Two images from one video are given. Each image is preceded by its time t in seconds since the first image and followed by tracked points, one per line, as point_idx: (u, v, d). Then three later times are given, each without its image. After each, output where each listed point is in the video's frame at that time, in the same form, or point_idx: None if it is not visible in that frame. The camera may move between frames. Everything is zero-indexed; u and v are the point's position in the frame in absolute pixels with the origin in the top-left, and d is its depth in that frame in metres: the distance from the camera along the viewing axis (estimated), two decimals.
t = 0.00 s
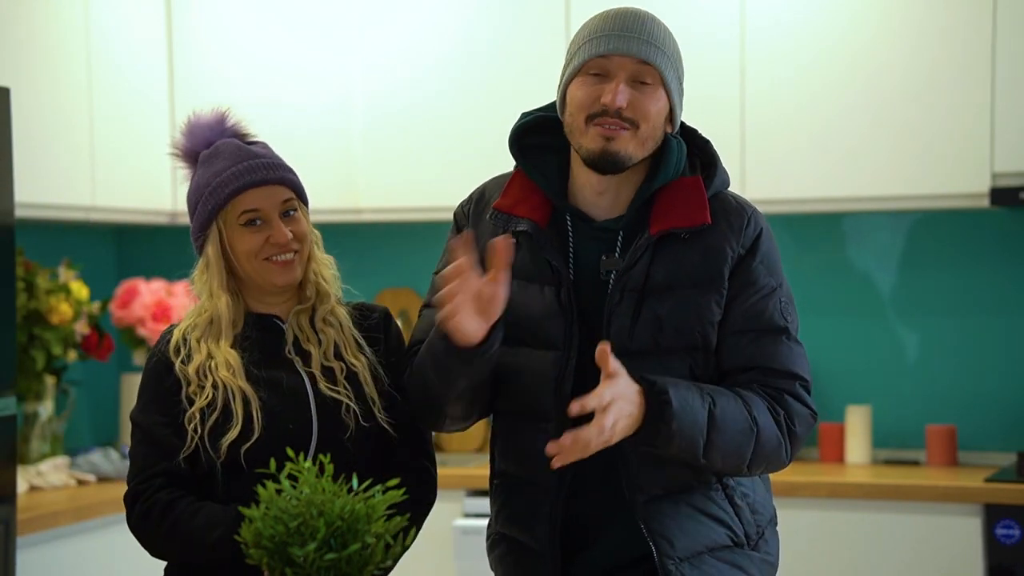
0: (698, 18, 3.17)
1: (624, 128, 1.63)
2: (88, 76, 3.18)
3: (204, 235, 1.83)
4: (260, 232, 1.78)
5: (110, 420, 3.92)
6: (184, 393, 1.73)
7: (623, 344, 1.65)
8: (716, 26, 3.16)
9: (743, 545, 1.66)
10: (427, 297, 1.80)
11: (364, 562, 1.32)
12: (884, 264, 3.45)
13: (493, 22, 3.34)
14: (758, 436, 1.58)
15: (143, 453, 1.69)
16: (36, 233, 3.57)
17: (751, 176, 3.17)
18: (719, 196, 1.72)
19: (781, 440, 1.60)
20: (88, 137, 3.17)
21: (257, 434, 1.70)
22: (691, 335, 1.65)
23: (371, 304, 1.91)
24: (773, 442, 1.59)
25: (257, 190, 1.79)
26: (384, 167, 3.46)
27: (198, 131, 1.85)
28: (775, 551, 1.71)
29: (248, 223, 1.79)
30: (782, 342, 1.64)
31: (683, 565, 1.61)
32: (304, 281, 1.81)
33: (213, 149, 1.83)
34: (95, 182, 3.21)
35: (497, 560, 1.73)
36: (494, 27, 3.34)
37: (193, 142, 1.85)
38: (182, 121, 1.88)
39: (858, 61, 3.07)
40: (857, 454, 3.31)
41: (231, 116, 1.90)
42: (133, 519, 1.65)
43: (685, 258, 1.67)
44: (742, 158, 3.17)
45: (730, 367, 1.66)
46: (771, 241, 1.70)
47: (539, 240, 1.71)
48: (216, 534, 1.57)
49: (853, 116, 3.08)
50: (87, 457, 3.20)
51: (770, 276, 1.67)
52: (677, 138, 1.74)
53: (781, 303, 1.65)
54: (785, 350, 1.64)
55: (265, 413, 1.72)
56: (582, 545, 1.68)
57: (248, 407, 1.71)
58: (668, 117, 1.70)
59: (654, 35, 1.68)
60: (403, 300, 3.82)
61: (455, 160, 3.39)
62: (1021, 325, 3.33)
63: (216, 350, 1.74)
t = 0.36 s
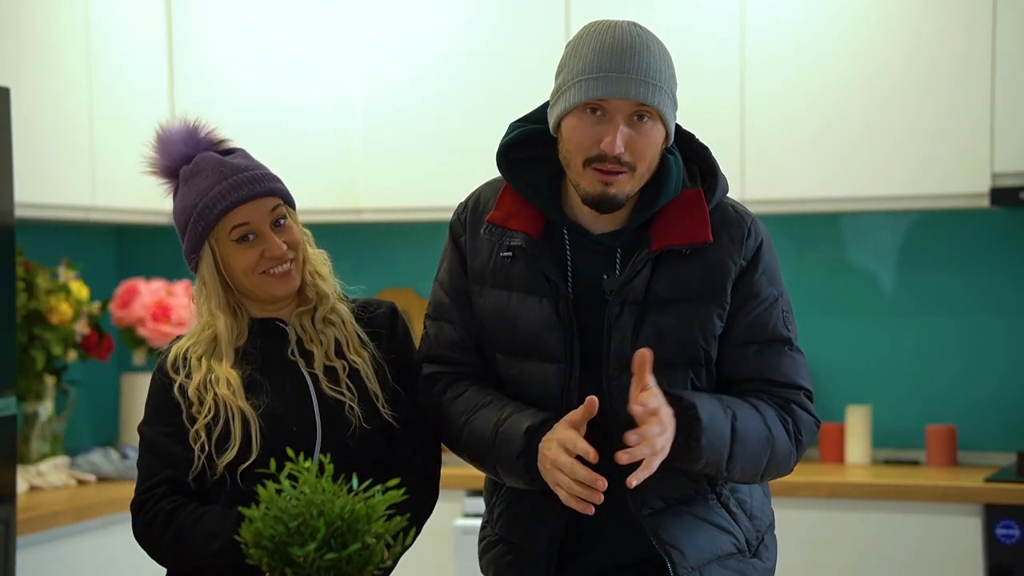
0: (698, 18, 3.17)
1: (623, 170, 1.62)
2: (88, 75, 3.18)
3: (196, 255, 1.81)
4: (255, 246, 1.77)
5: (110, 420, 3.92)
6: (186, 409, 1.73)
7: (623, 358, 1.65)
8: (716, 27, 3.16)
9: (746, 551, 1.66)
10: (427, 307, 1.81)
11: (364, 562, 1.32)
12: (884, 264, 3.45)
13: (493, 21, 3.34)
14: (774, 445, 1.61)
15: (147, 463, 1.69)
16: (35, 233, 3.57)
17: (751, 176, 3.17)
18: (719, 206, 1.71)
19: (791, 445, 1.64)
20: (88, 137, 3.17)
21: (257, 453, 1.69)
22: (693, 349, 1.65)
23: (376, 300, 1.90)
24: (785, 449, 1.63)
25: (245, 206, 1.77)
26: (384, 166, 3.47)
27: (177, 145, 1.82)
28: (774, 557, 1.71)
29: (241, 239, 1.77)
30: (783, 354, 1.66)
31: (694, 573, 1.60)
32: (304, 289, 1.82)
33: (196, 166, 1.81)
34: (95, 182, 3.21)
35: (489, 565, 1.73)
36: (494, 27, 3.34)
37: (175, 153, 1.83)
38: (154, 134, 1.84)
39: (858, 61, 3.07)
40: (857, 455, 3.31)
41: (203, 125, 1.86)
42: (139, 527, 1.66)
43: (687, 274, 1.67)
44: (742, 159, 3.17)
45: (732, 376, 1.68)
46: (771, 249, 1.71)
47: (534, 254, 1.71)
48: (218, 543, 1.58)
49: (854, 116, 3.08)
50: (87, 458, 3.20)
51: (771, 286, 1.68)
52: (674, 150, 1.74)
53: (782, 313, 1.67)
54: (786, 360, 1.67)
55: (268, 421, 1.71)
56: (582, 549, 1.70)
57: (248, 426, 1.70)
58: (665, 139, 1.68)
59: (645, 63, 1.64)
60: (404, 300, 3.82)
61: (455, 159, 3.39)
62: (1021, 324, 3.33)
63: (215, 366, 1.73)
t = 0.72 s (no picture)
0: (699, 17, 3.17)
1: (601, 172, 1.60)
2: (88, 76, 3.18)
3: (203, 253, 1.82)
4: (261, 243, 1.77)
5: (110, 420, 3.92)
6: (185, 408, 1.73)
7: (614, 361, 1.66)
8: (716, 27, 3.16)
9: (741, 551, 1.67)
10: (425, 306, 1.81)
11: (364, 562, 1.32)
12: (884, 264, 3.44)
13: (493, 21, 3.33)
14: (745, 459, 1.61)
15: (148, 460, 1.70)
16: (35, 233, 3.57)
17: (751, 176, 3.17)
18: (716, 209, 1.70)
19: (769, 455, 1.63)
20: (88, 137, 3.17)
21: (259, 454, 1.69)
22: (682, 353, 1.66)
23: (377, 303, 1.91)
24: (762, 461, 1.62)
25: (252, 204, 1.78)
26: (385, 166, 3.47)
27: (182, 145, 1.82)
28: (771, 557, 1.72)
29: (247, 237, 1.78)
30: (773, 361, 1.66)
31: (687, 571, 1.61)
32: (308, 287, 1.82)
33: (202, 163, 1.81)
34: (95, 182, 3.21)
35: (485, 562, 1.75)
36: (494, 27, 3.34)
37: (180, 151, 1.83)
38: (159, 132, 1.84)
39: (858, 61, 3.06)
40: (857, 454, 3.31)
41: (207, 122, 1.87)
42: (139, 525, 1.66)
43: (680, 277, 1.67)
44: (742, 159, 3.17)
45: (721, 382, 1.68)
46: (766, 252, 1.70)
47: (530, 255, 1.70)
48: (217, 541, 1.58)
49: (853, 116, 3.08)
50: (87, 458, 3.20)
51: (763, 292, 1.67)
52: (672, 152, 1.71)
53: (774, 319, 1.67)
54: (776, 368, 1.66)
55: (271, 422, 1.72)
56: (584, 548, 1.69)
57: (251, 427, 1.70)
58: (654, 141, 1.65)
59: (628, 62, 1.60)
60: (405, 299, 3.83)
61: (456, 159, 3.39)
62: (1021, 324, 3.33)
63: (219, 366, 1.73)
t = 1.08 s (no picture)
0: (699, 17, 3.17)
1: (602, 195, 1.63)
2: (88, 75, 3.18)
3: (207, 231, 1.86)
4: (254, 236, 1.80)
5: (110, 420, 3.92)
6: (186, 396, 1.76)
7: (611, 360, 1.63)
8: (716, 27, 3.16)
9: (747, 553, 1.64)
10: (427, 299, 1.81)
11: (364, 562, 1.32)
12: (883, 264, 3.45)
13: (493, 21, 3.33)
14: (752, 430, 1.54)
15: (148, 457, 1.70)
16: (35, 233, 3.57)
17: (751, 175, 3.17)
18: (710, 203, 1.66)
19: (783, 434, 1.56)
20: (88, 138, 3.17)
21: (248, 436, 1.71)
22: (682, 348, 1.61)
23: (382, 308, 1.93)
24: (772, 437, 1.55)
25: (254, 196, 1.81)
26: (385, 165, 3.46)
27: (224, 130, 1.89)
28: (777, 559, 1.69)
29: (242, 225, 1.81)
30: (780, 346, 1.58)
31: (691, 572, 1.59)
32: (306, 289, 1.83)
33: (231, 143, 1.86)
34: (95, 183, 3.21)
35: (489, 563, 1.73)
36: (494, 27, 3.34)
37: (224, 135, 1.90)
38: (217, 115, 1.93)
39: (858, 61, 3.06)
40: (857, 454, 3.31)
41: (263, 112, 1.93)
42: (139, 523, 1.66)
43: (674, 272, 1.62)
44: (742, 159, 3.17)
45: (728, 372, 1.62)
46: (765, 240, 1.64)
47: (525, 253, 1.69)
48: (219, 538, 1.58)
49: (854, 116, 3.08)
50: (87, 457, 3.19)
51: (764, 280, 1.61)
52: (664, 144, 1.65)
53: (778, 305, 1.60)
54: (785, 354, 1.58)
55: (259, 414, 1.73)
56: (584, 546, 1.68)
57: (243, 409, 1.72)
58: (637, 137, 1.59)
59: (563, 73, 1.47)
60: (404, 299, 3.81)
61: (456, 159, 3.39)
62: (1021, 325, 3.33)
63: (217, 349, 1.76)
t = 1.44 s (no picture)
0: (699, 17, 3.17)
1: (612, 144, 1.63)
2: (88, 76, 3.18)
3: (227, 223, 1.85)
4: (267, 244, 1.78)
5: (110, 420, 3.92)
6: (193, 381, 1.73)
7: (615, 359, 1.66)
8: (716, 26, 3.16)
9: (742, 553, 1.66)
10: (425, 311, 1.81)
11: (364, 562, 1.32)
12: (884, 265, 3.44)
13: (493, 21, 3.34)
14: (738, 452, 1.61)
15: (150, 451, 1.68)
16: (36, 233, 3.57)
17: (751, 175, 3.17)
18: (712, 207, 1.71)
19: (771, 452, 1.63)
20: (88, 138, 3.17)
21: (246, 425, 1.68)
22: (685, 350, 1.66)
23: (386, 315, 1.92)
24: (761, 457, 1.62)
25: (274, 205, 1.77)
26: (384, 164, 3.45)
27: (280, 117, 1.82)
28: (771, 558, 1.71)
29: (258, 231, 1.78)
30: (773, 352, 1.66)
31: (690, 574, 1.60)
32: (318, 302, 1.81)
33: (271, 144, 1.81)
34: (95, 183, 3.21)
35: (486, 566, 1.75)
36: (494, 28, 3.34)
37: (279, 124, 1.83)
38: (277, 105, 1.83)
39: (858, 61, 3.07)
40: (857, 454, 3.31)
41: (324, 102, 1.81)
42: (142, 517, 1.64)
43: (679, 274, 1.67)
44: (742, 158, 3.17)
45: (724, 379, 1.68)
46: (764, 249, 1.71)
47: (532, 256, 1.70)
48: (223, 534, 1.59)
49: (853, 116, 3.08)
50: (87, 458, 3.19)
51: (762, 287, 1.67)
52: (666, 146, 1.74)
53: (772, 313, 1.66)
54: (777, 361, 1.66)
55: (260, 408, 1.70)
56: (587, 551, 1.70)
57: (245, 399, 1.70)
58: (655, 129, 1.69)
59: (608, 32, 1.65)
60: (402, 300, 3.84)
61: (455, 159, 3.39)
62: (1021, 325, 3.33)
63: (229, 339, 1.75)
